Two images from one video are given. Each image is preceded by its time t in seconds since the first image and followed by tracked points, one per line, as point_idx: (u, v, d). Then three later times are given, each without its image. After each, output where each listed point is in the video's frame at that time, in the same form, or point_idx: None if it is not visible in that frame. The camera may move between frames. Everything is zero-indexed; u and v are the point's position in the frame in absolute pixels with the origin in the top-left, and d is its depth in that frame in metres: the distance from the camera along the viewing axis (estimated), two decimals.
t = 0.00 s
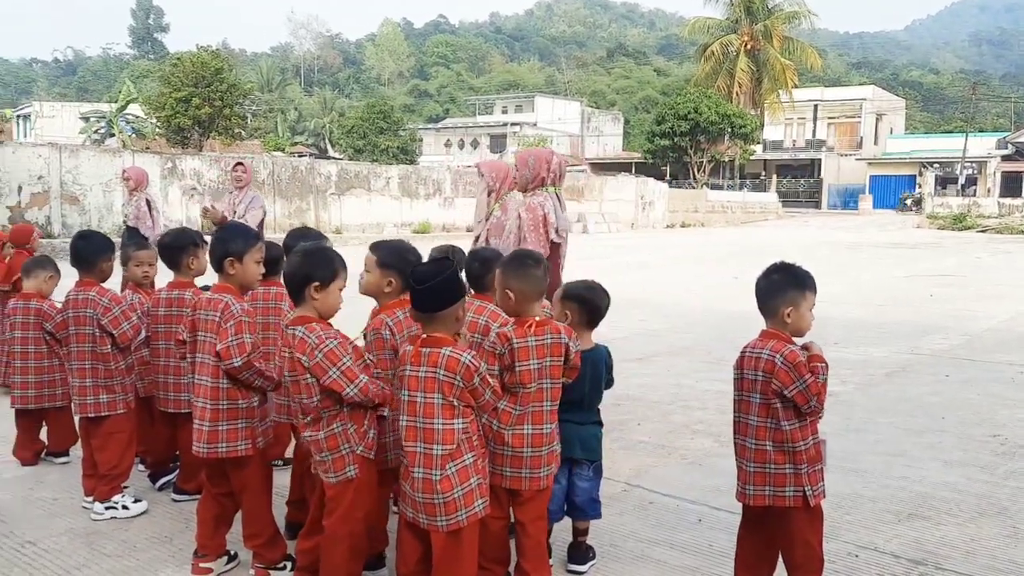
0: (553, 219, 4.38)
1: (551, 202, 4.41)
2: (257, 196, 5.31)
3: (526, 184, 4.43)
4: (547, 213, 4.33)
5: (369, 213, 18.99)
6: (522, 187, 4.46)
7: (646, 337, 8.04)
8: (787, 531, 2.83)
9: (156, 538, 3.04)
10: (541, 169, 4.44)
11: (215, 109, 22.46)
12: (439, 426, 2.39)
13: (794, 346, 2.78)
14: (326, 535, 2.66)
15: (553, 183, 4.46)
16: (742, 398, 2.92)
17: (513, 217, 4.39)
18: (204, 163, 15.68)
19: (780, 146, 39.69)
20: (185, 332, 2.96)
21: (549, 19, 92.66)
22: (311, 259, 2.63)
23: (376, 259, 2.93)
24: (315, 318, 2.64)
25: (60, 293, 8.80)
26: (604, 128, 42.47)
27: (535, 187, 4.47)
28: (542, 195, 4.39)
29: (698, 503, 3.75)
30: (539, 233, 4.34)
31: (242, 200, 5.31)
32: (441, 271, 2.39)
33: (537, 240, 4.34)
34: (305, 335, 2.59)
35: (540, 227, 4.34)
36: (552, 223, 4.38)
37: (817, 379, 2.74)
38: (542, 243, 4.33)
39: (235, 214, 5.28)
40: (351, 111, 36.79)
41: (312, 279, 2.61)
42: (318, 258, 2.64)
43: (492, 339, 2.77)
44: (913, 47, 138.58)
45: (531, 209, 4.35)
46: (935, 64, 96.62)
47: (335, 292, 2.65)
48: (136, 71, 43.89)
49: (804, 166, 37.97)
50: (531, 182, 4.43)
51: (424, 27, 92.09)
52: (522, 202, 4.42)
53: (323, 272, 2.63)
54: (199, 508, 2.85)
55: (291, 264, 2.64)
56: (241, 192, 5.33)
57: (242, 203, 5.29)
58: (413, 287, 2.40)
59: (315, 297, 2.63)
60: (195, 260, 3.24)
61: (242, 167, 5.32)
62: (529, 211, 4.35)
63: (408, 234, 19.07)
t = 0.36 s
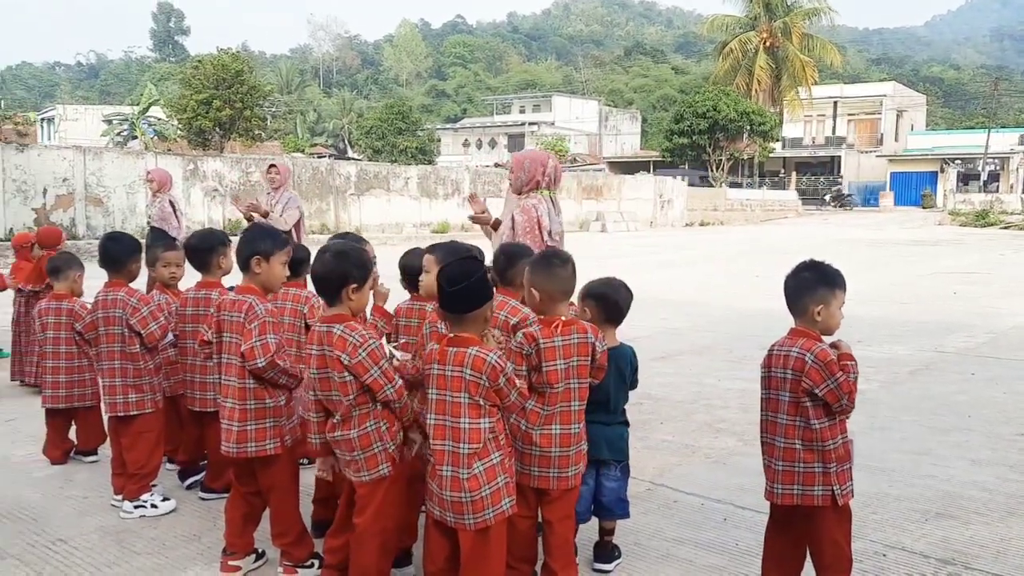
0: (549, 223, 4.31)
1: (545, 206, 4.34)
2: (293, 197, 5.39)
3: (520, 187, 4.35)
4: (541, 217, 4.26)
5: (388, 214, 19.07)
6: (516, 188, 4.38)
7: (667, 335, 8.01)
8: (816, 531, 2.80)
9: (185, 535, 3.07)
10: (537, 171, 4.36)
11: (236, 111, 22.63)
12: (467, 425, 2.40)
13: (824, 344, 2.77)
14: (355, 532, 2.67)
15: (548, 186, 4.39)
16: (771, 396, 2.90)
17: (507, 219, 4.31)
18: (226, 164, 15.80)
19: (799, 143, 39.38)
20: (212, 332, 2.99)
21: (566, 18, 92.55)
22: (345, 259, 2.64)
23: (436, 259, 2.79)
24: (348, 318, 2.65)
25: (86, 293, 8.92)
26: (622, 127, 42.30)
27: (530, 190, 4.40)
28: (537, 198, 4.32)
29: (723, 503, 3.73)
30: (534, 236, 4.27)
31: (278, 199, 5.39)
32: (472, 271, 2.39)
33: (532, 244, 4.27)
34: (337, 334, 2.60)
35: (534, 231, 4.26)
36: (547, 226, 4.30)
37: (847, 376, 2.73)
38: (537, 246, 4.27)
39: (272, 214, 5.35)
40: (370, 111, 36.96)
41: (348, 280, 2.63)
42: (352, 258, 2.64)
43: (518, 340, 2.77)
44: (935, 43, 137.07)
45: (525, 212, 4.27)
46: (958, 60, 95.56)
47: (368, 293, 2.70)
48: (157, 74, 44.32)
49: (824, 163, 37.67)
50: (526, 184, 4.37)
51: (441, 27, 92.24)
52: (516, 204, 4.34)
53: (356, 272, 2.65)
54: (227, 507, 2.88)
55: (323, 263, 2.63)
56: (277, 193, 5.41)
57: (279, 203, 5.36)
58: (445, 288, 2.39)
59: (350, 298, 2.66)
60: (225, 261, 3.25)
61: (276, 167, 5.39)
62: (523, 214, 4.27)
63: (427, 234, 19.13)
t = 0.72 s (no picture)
0: (545, 222, 4.19)
1: (545, 205, 4.24)
2: (331, 199, 5.45)
3: (522, 185, 4.28)
4: (536, 216, 4.17)
5: (414, 214, 19.11)
6: (519, 187, 4.32)
7: (697, 335, 7.92)
8: (856, 536, 2.70)
9: (220, 539, 3.06)
10: (538, 171, 4.28)
11: (262, 114, 22.80)
12: (506, 428, 2.36)
13: (867, 345, 2.69)
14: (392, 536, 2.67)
15: (550, 186, 4.29)
16: (810, 397, 2.82)
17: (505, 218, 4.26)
18: (253, 167, 15.90)
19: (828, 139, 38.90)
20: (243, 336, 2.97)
21: (589, 15, 92.22)
22: (387, 260, 2.60)
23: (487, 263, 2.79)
24: (386, 320, 2.61)
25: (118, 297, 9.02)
26: (647, 124, 42.02)
27: (533, 188, 4.32)
28: (535, 197, 4.23)
29: (761, 505, 3.66)
30: (523, 235, 4.19)
31: (317, 201, 5.44)
32: (514, 275, 2.37)
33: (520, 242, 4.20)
34: (373, 337, 2.56)
35: (527, 230, 4.19)
36: (543, 226, 4.20)
37: (891, 378, 2.64)
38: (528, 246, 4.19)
39: (310, 215, 5.41)
40: (394, 112, 37.07)
41: (394, 281, 2.61)
42: (395, 260, 2.61)
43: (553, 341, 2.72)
44: (966, 35, 134.81)
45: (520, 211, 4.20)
46: (990, 52, 94.03)
47: (412, 295, 2.67)
48: (184, 78, 44.79)
49: (854, 158, 37.19)
50: (528, 183, 4.29)
51: (463, 27, 92.27)
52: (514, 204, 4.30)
53: (399, 274, 2.61)
54: (264, 510, 2.88)
55: (366, 266, 2.60)
56: (314, 194, 5.46)
57: (317, 205, 5.43)
58: (487, 291, 2.37)
59: (394, 299, 2.63)
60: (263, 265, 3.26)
61: (314, 169, 5.43)
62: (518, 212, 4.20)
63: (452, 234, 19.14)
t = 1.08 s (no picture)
0: (571, 227, 4.16)
1: (572, 209, 4.21)
2: (354, 202, 5.44)
3: (549, 189, 4.26)
4: (563, 221, 4.13)
5: (429, 217, 19.10)
6: (546, 190, 4.29)
7: (719, 336, 7.84)
8: (900, 545, 2.62)
9: (248, 550, 3.02)
10: (566, 174, 4.23)
11: (277, 119, 22.87)
12: (543, 439, 2.32)
13: (907, 351, 2.61)
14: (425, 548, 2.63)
15: (577, 190, 4.27)
16: (849, 403, 2.74)
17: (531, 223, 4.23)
18: (269, 172, 15.93)
19: (843, 136, 38.64)
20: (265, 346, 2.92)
21: (601, 16, 92.10)
22: (413, 268, 2.56)
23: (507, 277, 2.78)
24: (417, 328, 2.58)
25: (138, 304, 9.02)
26: (661, 124, 41.83)
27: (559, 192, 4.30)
28: (561, 201, 4.20)
29: (795, 511, 3.58)
30: (548, 240, 4.14)
31: (341, 202, 5.44)
32: (549, 285, 2.32)
33: (545, 246, 4.15)
34: (400, 344, 2.51)
35: (554, 234, 4.13)
36: (569, 231, 4.16)
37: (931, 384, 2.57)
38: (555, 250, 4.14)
39: (335, 218, 5.40)
40: (407, 116, 37.11)
41: (423, 287, 2.57)
42: (422, 266, 2.57)
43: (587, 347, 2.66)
44: (981, 30, 133.60)
45: (546, 215, 4.17)
46: (1007, 46, 93.20)
47: (443, 300, 2.64)
48: (199, 84, 45.06)
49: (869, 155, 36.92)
50: (555, 186, 4.26)
51: (475, 29, 92.31)
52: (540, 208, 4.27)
53: (428, 280, 2.58)
54: (293, 521, 2.86)
55: (394, 274, 2.57)
56: (338, 196, 5.46)
57: (341, 208, 5.42)
58: (519, 299, 2.32)
59: (425, 305, 2.60)
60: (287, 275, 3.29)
61: (337, 172, 5.44)
62: (544, 217, 4.17)
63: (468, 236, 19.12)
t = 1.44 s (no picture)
0: (634, 231, 4.11)
1: (633, 213, 4.15)
2: (377, 207, 5.29)
3: (609, 192, 4.21)
4: (627, 223, 4.06)
5: (445, 221, 19.06)
6: (604, 193, 4.24)
7: (744, 338, 7.72)
8: (953, 556, 2.54)
9: (279, 561, 2.97)
10: (627, 176, 4.20)
11: (292, 124, 22.91)
12: (587, 446, 2.27)
13: (957, 355, 2.51)
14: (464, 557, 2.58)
15: (637, 194, 4.23)
16: (897, 410, 2.65)
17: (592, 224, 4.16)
18: (285, 177, 15.94)
19: (859, 135, 38.33)
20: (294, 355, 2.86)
21: (613, 18, 92.00)
22: (450, 274, 2.51)
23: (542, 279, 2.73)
24: (459, 332, 2.53)
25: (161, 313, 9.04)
26: (675, 125, 41.61)
27: (618, 196, 4.25)
28: (623, 204, 4.15)
29: (836, 519, 3.49)
30: (612, 242, 4.06)
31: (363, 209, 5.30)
32: (587, 291, 2.25)
33: (608, 248, 4.06)
34: (447, 347, 2.47)
35: (617, 236, 4.06)
36: (632, 234, 4.10)
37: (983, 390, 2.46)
38: (617, 253, 4.05)
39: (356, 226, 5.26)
40: (421, 120, 37.14)
41: (461, 291, 2.53)
42: (458, 271, 2.52)
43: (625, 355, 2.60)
44: (997, 26, 132.43)
45: (609, 217, 4.10)
46: None
47: (482, 302, 2.59)
48: (214, 91, 45.33)
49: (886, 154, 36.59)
50: (614, 189, 4.21)
51: (488, 33, 92.33)
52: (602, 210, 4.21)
53: (465, 283, 2.53)
54: (325, 534, 2.83)
55: (430, 281, 2.52)
56: (361, 202, 5.33)
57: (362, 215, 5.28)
58: (557, 305, 2.24)
59: (465, 309, 2.54)
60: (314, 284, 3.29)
61: (360, 177, 5.30)
62: (607, 219, 4.11)
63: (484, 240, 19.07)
